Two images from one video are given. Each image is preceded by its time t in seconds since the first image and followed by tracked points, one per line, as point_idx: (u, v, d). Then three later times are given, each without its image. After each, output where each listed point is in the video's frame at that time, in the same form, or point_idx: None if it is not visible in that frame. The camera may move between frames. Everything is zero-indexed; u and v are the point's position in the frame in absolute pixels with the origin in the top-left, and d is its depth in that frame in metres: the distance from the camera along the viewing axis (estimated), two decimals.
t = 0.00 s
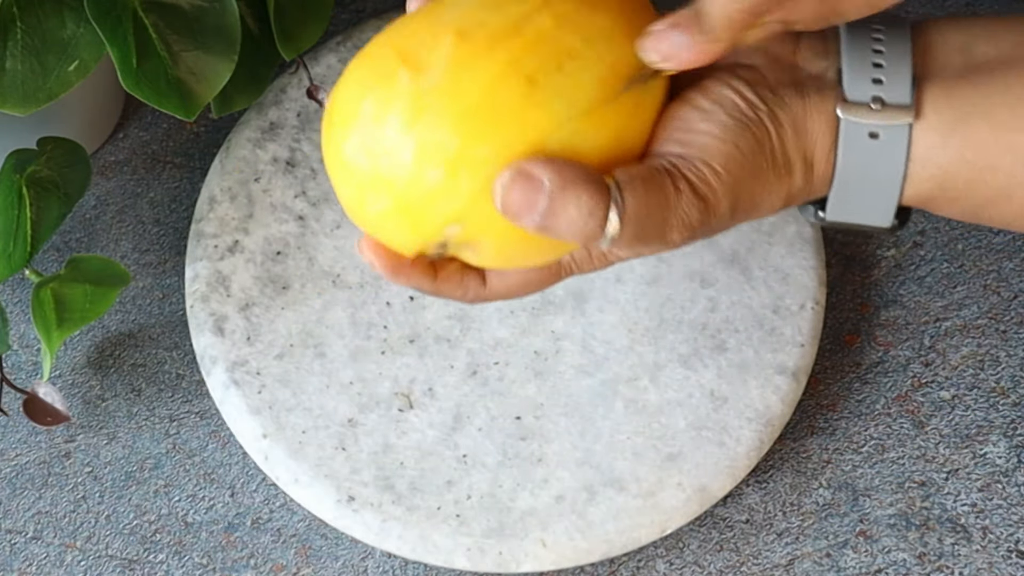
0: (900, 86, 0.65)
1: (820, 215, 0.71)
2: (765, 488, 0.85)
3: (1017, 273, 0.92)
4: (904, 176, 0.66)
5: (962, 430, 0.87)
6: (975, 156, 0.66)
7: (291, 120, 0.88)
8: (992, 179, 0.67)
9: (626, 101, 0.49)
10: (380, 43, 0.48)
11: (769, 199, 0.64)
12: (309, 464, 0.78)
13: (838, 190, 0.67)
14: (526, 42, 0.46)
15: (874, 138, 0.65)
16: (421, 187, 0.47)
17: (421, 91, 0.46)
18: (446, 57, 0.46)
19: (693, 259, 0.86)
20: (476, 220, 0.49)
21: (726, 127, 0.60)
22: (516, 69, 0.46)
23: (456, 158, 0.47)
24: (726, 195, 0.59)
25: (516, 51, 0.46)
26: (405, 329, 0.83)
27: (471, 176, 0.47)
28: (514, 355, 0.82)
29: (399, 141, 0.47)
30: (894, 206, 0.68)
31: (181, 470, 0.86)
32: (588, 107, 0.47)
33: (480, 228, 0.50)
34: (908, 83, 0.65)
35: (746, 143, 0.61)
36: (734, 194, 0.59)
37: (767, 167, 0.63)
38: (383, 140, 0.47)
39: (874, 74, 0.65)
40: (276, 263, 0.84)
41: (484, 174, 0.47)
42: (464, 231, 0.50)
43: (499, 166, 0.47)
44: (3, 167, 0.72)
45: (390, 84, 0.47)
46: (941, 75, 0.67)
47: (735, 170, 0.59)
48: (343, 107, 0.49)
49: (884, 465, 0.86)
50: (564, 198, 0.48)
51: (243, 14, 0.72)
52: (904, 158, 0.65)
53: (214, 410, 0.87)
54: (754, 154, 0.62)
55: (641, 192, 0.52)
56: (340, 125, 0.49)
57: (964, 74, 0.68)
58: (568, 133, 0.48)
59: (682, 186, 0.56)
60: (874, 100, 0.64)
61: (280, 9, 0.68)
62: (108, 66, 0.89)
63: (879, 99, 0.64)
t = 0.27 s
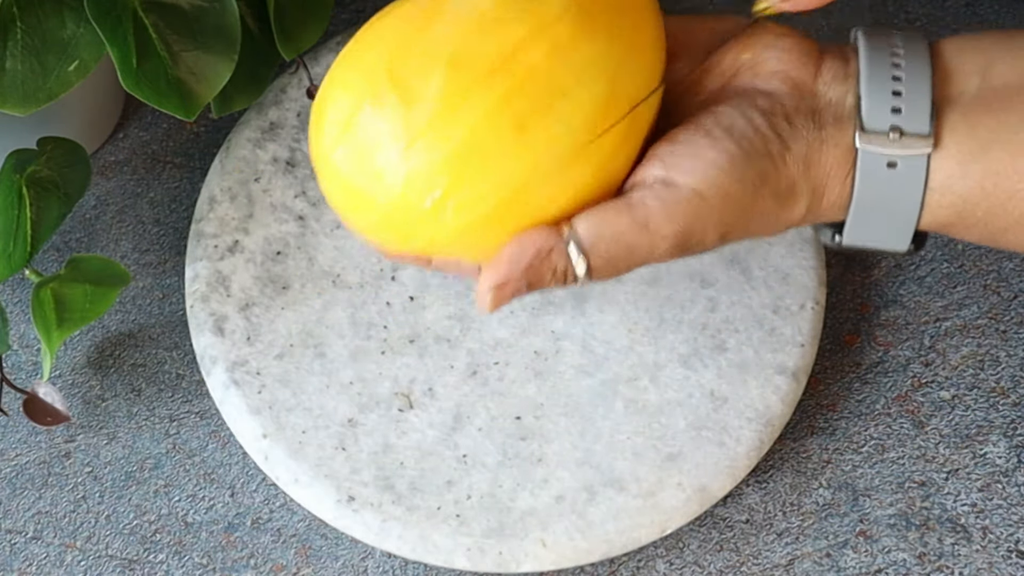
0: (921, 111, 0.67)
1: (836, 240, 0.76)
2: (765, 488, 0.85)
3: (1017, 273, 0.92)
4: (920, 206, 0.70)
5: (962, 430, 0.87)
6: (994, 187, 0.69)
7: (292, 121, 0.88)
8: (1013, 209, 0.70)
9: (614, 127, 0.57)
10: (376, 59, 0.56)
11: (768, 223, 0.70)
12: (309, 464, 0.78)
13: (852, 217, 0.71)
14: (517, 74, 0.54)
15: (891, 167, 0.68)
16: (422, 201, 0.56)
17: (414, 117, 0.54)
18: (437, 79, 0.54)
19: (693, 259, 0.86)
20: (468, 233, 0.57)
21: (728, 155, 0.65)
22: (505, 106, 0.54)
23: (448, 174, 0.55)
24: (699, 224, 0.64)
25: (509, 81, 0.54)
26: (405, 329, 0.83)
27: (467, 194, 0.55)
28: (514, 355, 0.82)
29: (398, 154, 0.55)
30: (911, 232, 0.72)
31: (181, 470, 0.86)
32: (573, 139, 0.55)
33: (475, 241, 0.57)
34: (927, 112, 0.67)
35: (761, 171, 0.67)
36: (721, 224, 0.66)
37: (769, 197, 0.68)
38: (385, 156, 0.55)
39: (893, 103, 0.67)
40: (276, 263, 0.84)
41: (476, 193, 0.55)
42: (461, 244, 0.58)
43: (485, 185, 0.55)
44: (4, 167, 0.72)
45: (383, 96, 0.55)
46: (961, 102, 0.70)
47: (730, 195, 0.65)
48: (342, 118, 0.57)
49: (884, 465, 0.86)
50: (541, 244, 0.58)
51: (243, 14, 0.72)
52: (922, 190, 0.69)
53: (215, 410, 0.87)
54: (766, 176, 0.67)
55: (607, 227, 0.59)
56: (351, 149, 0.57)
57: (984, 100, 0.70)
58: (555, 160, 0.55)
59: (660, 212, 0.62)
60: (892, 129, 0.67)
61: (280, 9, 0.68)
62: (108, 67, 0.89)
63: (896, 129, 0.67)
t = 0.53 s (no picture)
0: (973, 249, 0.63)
1: (905, 395, 0.70)
2: (765, 488, 0.85)
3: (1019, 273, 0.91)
4: (987, 336, 0.64)
5: (962, 430, 0.86)
6: None
7: (291, 121, 0.87)
8: None
9: (711, 135, 0.50)
10: (459, 87, 0.50)
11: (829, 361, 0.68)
12: (309, 465, 0.78)
13: (919, 369, 0.66)
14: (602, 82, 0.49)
15: (950, 299, 0.64)
16: (473, 192, 0.50)
17: (485, 140, 0.49)
18: (497, 91, 0.49)
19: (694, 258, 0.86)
20: (536, 232, 0.51)
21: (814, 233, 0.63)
22: (545, 108, 0.48)
23: (518, 160, 0.49)
24: (756, 306, 0.61)
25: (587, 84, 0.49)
26: (405, 329, 0.82)
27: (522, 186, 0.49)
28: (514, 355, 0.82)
29: (478, 163, 0.49)
30: (984, 373, 0.66)
31: (181, 470, 0.86)
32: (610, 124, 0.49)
33: (521, 243, 0.51)
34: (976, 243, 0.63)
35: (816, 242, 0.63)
36: (763, 339, 0.64)
37: (815, 348, 0.66)
38: (465, 146, 0.49)
39: (940, 239, 0.64)
40: (276, 263, 0.83)
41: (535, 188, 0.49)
42: (498, 241, 0.51)
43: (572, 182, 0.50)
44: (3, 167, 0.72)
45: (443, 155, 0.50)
46: (1009, 232, 0.65)
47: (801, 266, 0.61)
48: (426, 172, 0.52)
49: (885, 465, 0.86)
50: (616, 215, 0.49)
51: (243, 14, 0.72)
52: (982, 325, 0.64)
53: (215, 410, 0.87)
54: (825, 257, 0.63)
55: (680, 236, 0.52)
56: (428, 173, 0.52)
57: None
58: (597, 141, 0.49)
59: (724, 265, 0.57)
60: (945, 262, 0.63)
61: (280, 9, 0.68)
62: (108, 66, 0.89)
63: (952, 296, 0.64)
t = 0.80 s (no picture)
0: (978, 274, 0.64)
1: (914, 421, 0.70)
2: (765, 488, 0.85)
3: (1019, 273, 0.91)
4: (995, 362, 0.65)
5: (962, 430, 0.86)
6: None
7: (291, 120, 0.87)
8: None
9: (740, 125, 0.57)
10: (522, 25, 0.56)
11: (825, 368, 0.67)
12: (309, 465, 0.78)
13: (927, 397, 0.67)
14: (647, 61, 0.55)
15: (957, 324, 0.64)
16: (518, 129, 0.55)
17: (530, 82, 0.55)
18: (557, 47, 0.55)
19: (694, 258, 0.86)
20: (565, 175, 0.55)
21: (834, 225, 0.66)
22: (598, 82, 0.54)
23: (558, 105, 0.54)
24: (782, 292, 0.59)
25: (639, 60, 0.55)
26: (405, 329, 0.82)
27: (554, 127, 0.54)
28: (514, 356, 0.82)
29: (518, 104, 0.55)
30: (993, 400, 0.66)
31: (181, 470, 0.86)
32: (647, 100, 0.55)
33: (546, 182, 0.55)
34: (983, 270, 0.64)
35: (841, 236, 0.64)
36: (790, 325, 0.62)
37: (813, 346, 0.64)
38: (517, 84, 0.55)
39: (948, 265, 0.65)
40: (276, 263, 0.83)
41: (577, 126, 0.54)
42: (527, 176, 0.56)
43: (610, 129, 0.54)
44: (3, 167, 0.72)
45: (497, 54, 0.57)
46: (1017, 256, 0.65)
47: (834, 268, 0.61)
48: (475, 82, 0.58)
49: (884, 465, 0.86)
50: (679, 119, 0.53)
51: (243, 14, 0.71)
52: (989, 351, 0.64)
53: (214, 410, 0.87)
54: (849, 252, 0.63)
55: (736, 171, 0.53)
56: (480, 117, 0.57)
57: None
58: (632, 111, 0.54)
59: (769, 238, 0.57)
60: (951, 288, 0.64)
61: (280, 9, 0.68)
62: (108, 67, 0.89)
63: (959, 321, 0.64)
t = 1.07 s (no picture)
0: (958, 293, 0.64)
1: (903, 442, 0.69)
2: (765, 488, 0.85)
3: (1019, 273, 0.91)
4: (977, 381, 0.64)
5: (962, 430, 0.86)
6: None
7: (291, 120, 0.87)
8: None
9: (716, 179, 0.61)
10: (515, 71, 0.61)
11: (808, 397, 0.67)
12: (309, 464, 0.78)
13: (911, 417, 0.66)
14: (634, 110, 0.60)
15: (939, 345, 0.64)
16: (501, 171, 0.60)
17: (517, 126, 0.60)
18: (549, 94, 0.60)
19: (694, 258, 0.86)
20: (534, 210, 0.59)
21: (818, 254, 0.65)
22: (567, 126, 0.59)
23: (541, 151, 0.59)
24: (763, 314, 0.59)
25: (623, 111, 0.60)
26: (405, 329, 0.82)
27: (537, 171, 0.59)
28: (514, 355, 0.82)
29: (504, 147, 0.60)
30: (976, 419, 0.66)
31: (181, 470, 0.86)
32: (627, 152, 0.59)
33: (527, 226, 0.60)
34: (964, 291, 0.64)
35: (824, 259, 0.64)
36: (773, 351, 0.62)
37: (796, 369, 0.63)
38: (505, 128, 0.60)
39: (929, 286, 0.65)
40: (276, 263, 0.83)
41: (557, 173, 0.59)
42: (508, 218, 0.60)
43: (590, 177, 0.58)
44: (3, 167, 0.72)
45: (489, 96, 0.61)
46: (995, 278, 0.66)
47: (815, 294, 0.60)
48: (464, 116, 0.63)
49: (885, 465, 0.85)
50: (660, 146, 0.55)
51: (243, 14, 0.71)
52: (971, 370, 0.64)
53: (214, 410, 0.87)
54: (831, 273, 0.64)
55: (716, 197, 0.55)
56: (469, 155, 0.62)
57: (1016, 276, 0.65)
58: (612, 161, 0.59)
59: (748, 263, 0.57)
60: (933, 309, 0.64)
61: (279, 9, 0.68)
62: (108, 67, 0.89)
63: (941, 341, 0.64)
